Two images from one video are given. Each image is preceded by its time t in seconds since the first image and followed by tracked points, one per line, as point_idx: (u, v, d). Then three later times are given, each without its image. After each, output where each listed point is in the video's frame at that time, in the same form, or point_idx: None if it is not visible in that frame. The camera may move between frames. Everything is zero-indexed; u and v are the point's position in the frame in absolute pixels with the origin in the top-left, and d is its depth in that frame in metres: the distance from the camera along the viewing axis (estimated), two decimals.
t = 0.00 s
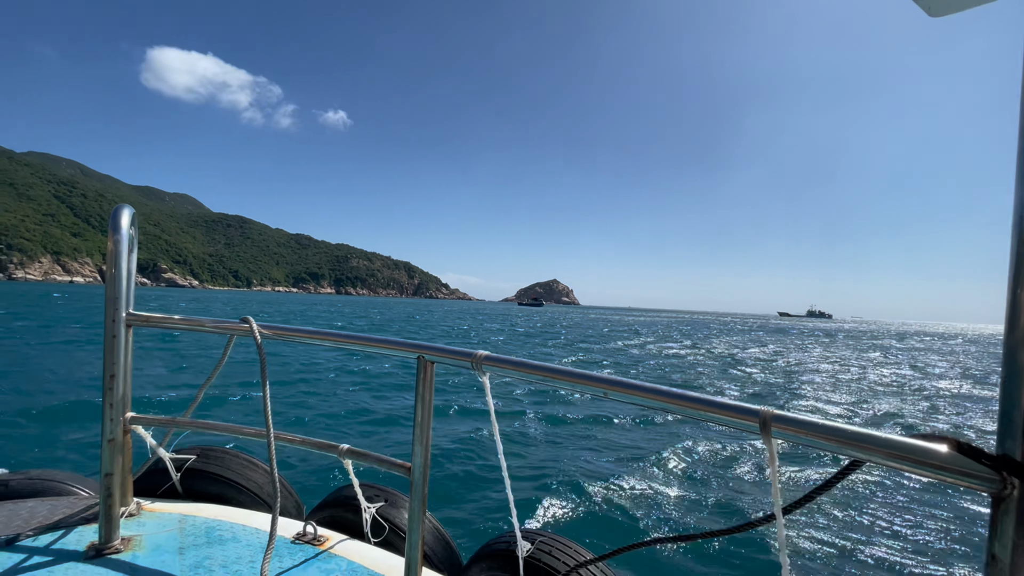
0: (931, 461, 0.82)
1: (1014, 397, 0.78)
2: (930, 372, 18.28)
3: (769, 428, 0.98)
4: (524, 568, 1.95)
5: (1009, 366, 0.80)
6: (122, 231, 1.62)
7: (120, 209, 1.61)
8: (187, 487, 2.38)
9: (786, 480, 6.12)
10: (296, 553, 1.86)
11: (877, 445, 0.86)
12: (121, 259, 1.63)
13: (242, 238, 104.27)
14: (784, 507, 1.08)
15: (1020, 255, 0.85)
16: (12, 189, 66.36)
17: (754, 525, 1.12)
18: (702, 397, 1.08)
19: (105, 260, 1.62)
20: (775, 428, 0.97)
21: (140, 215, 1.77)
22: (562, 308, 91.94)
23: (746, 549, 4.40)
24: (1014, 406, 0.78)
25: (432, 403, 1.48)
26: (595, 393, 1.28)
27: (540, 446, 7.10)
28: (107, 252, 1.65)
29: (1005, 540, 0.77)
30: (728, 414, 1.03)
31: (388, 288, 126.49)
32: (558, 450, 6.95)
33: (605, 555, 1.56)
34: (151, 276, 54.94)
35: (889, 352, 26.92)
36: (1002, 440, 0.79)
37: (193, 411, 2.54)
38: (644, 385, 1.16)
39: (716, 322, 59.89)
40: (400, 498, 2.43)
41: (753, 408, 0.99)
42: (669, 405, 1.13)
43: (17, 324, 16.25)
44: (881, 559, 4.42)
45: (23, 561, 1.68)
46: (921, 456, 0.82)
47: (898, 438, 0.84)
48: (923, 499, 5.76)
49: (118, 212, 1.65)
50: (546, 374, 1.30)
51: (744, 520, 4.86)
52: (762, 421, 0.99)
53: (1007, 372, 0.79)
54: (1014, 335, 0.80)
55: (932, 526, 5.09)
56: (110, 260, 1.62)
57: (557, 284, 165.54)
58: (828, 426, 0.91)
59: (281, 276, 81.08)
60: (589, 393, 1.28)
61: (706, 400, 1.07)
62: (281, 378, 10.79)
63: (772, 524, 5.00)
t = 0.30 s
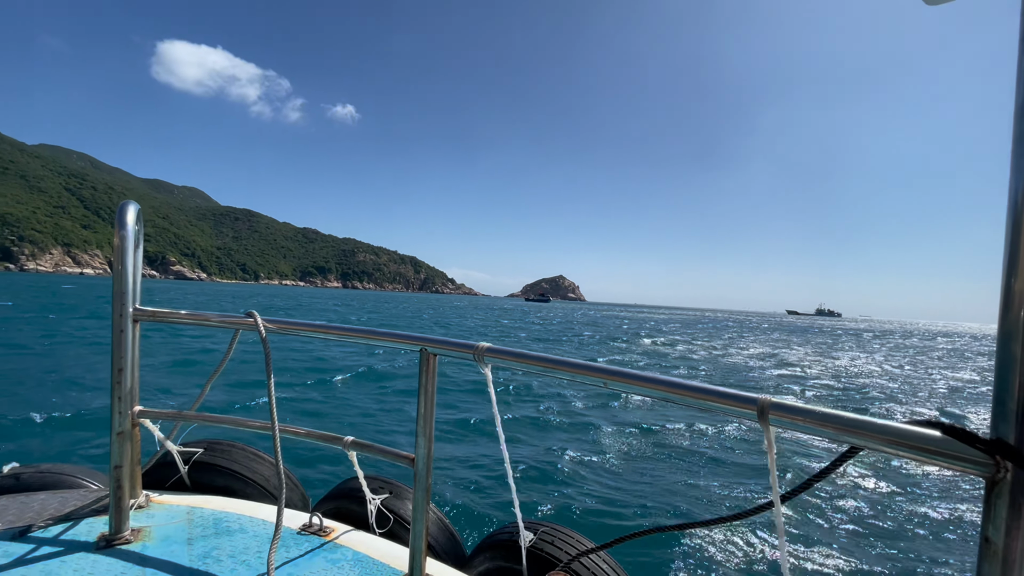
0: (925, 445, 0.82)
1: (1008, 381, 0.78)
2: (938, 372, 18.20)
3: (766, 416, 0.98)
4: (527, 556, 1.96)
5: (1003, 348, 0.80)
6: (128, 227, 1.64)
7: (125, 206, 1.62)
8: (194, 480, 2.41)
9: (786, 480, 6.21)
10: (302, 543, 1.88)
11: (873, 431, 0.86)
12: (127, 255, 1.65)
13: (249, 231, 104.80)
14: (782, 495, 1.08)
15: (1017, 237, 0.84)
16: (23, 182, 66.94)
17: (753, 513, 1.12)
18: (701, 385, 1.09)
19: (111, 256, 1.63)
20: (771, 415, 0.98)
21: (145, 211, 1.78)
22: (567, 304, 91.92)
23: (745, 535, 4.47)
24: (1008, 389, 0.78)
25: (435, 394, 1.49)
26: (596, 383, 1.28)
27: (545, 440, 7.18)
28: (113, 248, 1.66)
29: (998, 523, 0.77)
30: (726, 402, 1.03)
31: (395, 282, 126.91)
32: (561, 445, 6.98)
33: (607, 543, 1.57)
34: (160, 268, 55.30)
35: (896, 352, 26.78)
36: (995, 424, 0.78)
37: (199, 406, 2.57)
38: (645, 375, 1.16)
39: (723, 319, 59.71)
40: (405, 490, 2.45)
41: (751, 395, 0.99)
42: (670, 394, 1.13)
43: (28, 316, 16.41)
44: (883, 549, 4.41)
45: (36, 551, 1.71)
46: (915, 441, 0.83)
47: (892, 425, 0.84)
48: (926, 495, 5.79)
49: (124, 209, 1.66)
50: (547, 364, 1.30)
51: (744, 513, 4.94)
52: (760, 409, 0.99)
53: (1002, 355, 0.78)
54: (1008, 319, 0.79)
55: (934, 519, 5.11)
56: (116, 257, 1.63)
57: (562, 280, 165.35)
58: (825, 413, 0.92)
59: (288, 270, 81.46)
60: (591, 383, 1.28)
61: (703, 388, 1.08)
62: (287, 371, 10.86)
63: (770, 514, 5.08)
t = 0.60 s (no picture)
0: (929, 434, 0.82)
1: (1012, 366, 0.77)
2: (946, 370, 18.08)
3: (772, 406, 0.97)
4: (535, 550, 1.96)
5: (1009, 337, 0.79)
6: (142, 224, 1.65)
7: (139, 203, 1.64)
8: (205, 475, 2.44)
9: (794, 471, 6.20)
10: (312, 536, 1.90)
11: (880, 421, 0.86)
12: (140, 252, 1.66)
13: (256, 227, 105.13)
14: (789, 486, 1.08)
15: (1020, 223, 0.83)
16: (34, 177, 67.52)
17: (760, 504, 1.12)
18: (705, 377, 1.08)
19: (125, 253, 1.64)
20: (777, 406, 0.97)
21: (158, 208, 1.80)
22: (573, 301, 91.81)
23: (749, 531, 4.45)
24: (1014, 375, 0.76)
25: (444, 389, 1.49)
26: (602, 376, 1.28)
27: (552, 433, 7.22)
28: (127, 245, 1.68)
29: (1003, 511, 0.76)
30: (731, 394, 1.03)
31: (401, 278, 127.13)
32: (566, 438, 7.01)
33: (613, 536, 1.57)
34: (168, 263, 55.67)
35: (904, 350, 26.59)
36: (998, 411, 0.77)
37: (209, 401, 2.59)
38: (649, 367, 1.16)
39: (730, 317, 59.47)
40: (413, 485, 2.46)
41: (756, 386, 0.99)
42: (676, 386, 1.12)
43: (38, 311, 16.57)
44: (892, 547, 4.33)
45: (52, 543, 1.74)
46: (922, 430, 0.82)
47: (899, 413, 0.83)
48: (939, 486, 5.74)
49: (138, 206, 1.67)
50: (555, 358, 1.30)
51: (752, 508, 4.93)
52: (765, 400, 0.98)
53: (1006, 340, 0.77)
54: (1012, 307, 0.78)
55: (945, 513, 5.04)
56: (130, 253, 1.64)
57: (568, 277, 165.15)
58: (831, 402, 0.91)
59: (296, 265, 81.78)
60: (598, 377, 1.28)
61: (707, 379, 1.08)
62: (294, 365, 10.92)
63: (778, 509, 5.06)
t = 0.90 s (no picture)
0: (951, 430, 0.80)
1: None
2: (955, 369, 17.93)
3: (784, 401, 0.96)
4: (535, 548, 1.96)
5: None
6: (140, 213, 1.66)
7: (137, 191, 1.65)
8: (202, 468, 2.45)
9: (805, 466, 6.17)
10: (309, 531, 1.91)
11: (896, 415, 0.85)
12: (138, 241, 1.66)
13: (264, 222, 105.63)
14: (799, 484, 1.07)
15: None
16: (46, 173, 68.24)
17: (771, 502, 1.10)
18: (717, 370, 1.07)
19: (123, 241, 1.65)
20: (789, 400, 0.96)
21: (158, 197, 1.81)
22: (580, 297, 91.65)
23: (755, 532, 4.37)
24: None
25: (444, 381, 1.49)
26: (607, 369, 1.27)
27: (556, 426, 7.23)
28: (126, 234, 1.68)
29: None
30: (744, 388, 1.02)
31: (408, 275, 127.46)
32: (568, 432, 7.01)
33: (616, 535, 1.56)
34: (176, 259, 56.10)
35: (913, 348, 26.39)
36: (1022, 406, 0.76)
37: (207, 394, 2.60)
38: (657, 360, 1.15)
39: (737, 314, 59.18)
40: (411, 481, 2.46)
41: (768, 380, 0.97)
42: (685, 380, 1.11)
43: (48, 305, 16.73)
44: (905, 546, 4.26)
45: (46, 533, 1.75)
46: (942, 425, 0.80)
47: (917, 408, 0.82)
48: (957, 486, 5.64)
49: (136, 195, 1.68)
50: (559, 351, 1.29)
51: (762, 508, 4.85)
52: (777, 394, 0.97)
53: None
54: None
55: (961, 514, 4.92)
56: (128, 242, 1.65)
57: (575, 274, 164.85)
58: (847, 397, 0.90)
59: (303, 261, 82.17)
60: (603, 370, 1.27)
61: (721, 373, 1.06)
62: (298, 360, 10.97)
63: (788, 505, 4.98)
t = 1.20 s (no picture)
0: (962, 435, 0.78)
1: None
2: (964, 369, 17.78)
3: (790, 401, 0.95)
4: (528, 548, 1.95)
5: None
6: (132, 196, 1.66)
7: (130, 175, 1.65)
8: (192, 459, 2.46)
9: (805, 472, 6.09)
10: (298, 525, 1.91)
11: (906, 419, 0.83)
12: (129, 226, 1.67)
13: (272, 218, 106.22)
14: (802, 486, 1.06)
15: None
16: (57, 169, 68.91)
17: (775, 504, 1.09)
18: (721, 370, 1.06)
19: (114, 227, 1.66)
20: (795, 401, 0.95)
21: (152, 183, 1.82)
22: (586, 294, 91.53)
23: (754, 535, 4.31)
24: None
25: (439, 376, 1.48)
26: (606, 366, 1.27)
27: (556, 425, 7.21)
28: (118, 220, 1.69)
29: None
30: (749, 388, 1.00)
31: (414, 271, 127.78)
32: (569, 429, 7.00)
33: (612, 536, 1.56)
34: (185, 254, 56.56)
35: (922, 348, 26.18)
36: None
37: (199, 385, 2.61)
38: (661, 358, 1.14)
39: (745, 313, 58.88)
40: (404, 477, 2.46)
41: (773, 380, 0.96)
42: (689, 379, 1.10)
43: (56, 300, 16.88)
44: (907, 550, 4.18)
45: (33, 520, 1.77)
46: (959, 432, 0.78)
47: (930, 412, 0.80)
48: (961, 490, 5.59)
49: (129, 179, 1.68)
50: (557, 346, 1.28)
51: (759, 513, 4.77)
52: (781, 394, 0.96)
53: None
54: None
55: (964, 518, 4.87)
56: (120, 227, 1.66)
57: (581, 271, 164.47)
58: (856, 400, 0.88)
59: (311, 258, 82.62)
60: (603, 367, 1.26)
61: (726, 372, 1.05)
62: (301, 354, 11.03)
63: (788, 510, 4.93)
